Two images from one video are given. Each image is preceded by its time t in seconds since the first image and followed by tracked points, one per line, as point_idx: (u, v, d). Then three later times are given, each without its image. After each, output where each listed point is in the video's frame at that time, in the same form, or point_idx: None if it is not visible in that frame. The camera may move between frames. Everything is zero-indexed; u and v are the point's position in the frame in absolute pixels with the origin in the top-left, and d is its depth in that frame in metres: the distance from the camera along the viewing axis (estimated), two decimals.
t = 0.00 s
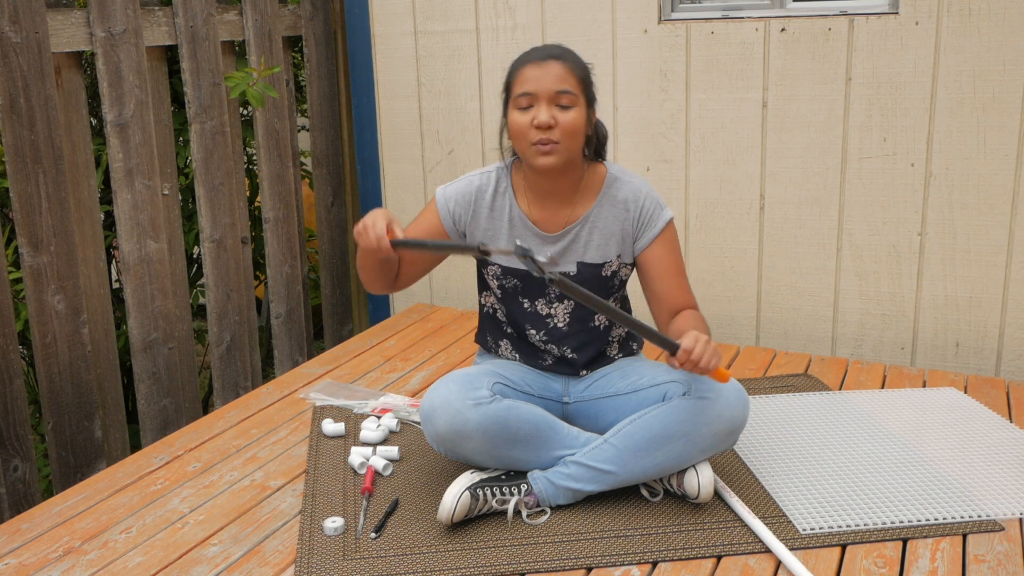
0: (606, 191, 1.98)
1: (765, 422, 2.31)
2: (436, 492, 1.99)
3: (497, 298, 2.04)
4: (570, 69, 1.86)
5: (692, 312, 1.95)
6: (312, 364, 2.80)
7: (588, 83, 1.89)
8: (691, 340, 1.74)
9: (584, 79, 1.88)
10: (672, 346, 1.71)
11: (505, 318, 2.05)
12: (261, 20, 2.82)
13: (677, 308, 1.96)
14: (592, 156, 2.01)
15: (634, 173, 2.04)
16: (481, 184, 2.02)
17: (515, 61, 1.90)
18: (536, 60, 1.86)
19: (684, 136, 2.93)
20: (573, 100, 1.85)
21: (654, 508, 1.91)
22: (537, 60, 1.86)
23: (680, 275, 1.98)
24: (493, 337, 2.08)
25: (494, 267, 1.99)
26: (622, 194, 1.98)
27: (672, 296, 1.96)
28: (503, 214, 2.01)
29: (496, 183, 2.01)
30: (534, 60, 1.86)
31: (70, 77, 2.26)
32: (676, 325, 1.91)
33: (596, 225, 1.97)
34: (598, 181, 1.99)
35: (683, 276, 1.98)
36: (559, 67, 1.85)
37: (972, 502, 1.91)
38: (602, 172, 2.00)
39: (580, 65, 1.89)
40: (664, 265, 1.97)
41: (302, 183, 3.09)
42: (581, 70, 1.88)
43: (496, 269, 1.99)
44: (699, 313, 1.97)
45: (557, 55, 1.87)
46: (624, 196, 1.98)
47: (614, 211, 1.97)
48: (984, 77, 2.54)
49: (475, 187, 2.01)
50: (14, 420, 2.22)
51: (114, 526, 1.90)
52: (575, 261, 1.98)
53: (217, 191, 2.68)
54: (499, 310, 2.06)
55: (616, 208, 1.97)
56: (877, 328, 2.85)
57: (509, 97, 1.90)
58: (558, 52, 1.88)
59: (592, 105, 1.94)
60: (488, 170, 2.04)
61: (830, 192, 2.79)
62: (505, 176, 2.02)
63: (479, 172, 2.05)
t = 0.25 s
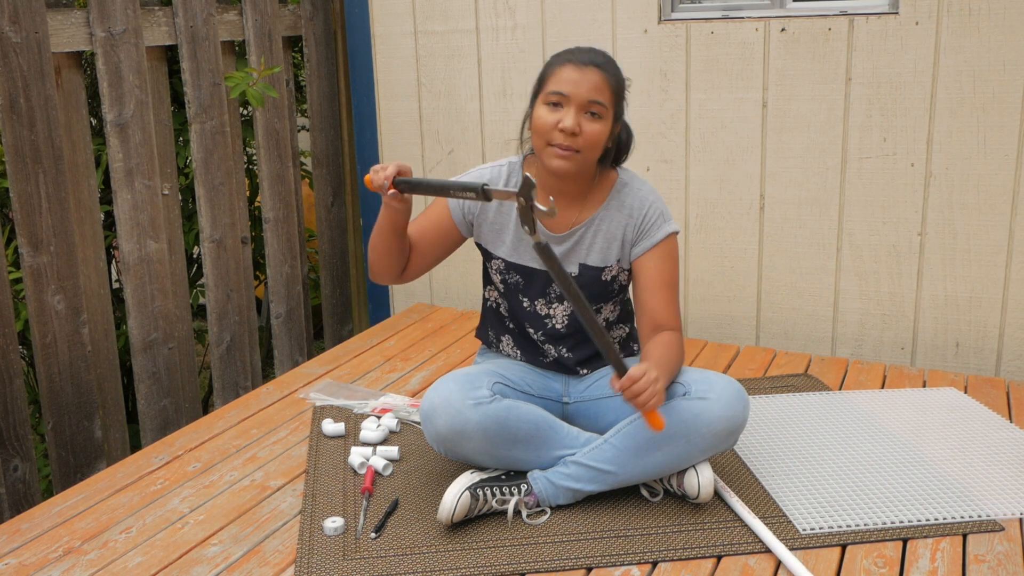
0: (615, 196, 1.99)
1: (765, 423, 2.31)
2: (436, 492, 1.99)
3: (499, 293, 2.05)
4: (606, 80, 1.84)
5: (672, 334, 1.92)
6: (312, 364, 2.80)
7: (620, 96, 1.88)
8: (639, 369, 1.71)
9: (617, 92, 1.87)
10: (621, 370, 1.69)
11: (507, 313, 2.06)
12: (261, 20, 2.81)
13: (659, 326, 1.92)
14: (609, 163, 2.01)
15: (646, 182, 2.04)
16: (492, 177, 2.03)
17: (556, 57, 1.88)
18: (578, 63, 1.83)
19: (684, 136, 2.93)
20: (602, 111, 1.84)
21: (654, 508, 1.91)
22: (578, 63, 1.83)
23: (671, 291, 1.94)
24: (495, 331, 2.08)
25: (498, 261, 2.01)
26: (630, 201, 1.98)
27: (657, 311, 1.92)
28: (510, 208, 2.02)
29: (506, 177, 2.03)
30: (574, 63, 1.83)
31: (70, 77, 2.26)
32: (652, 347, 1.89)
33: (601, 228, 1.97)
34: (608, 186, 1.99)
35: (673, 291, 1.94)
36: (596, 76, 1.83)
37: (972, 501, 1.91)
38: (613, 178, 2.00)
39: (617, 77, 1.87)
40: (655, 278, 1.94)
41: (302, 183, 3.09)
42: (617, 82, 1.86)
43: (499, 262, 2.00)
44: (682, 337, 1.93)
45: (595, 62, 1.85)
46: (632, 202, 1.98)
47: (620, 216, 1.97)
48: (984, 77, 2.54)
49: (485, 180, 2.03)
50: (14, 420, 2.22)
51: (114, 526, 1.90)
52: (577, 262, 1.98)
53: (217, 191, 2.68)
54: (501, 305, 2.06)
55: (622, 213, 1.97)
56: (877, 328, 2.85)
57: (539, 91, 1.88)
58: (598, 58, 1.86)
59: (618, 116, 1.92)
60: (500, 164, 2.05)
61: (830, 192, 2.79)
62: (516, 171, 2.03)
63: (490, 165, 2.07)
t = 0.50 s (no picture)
0: (621, 196, 1.99)
1: (765, 422, 2.31)
2: (436, 492, 1.98)
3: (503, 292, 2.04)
4: (628, 86, 1.85)
5: (675, 338, 1.91)
6: (312, 364, 2.80)
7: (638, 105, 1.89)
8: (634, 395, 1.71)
9: (636, 101, 1.88)
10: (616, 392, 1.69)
11: (509, 313, 2.06)
12: (261, 20, 2.81)
13: (662, 330, 1.92)
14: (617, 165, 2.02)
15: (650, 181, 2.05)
16: (496, 179, 2.02)
17: (582, 57, 1.89)
18: (604, 66, 1.84)
19: (684, 136, 2.93)
20: (621, 116, 1.85)
21: (654, 508, 1.91)
22: (603, 66, 1.84)
23: (676, 293, 1.94)
24: (497, 331, 2.08)
25: (501, 262, 2.00)
26: (636, 200, 1.98)
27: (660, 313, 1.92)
28: (515, 209, 2.01)
29: (511, 179, 2.02)
30: (600, 65, 1.84)
31: (70, 77, 2.26)
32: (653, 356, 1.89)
33: (607, 228, 1.97)
34: (614, 190, 1.99)
35: (679, 293, 1.94)
36: (619, 81, 1.84)
37: (972, 501, 1.91)
38: (619, 180, 2.01)
39: (639, 85, 1.88)
40: (660, 279, 1.94)
41: (302, 183, 3.09)
42: (638, 90, 1.87)
43: (504, 264, 1.99)
44: (685, 340, 1.93)
45: (619, 68, 1.86)
46: (638, 202, 1.98)
47: (625, 216, 1.98)
48: (984, 78, 2.54)
49: (490, 182, 2.02)
50: (14, 420, 2.22)
51: (114, 526, 1.90)
52: (583, 263, 1.99)
53: (217, 191, 2.68)
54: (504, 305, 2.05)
55: (629, 213, 1.98)
56: (877, 328, 2.85)
57: (561, 89, 1.88)
58: (622, 65, 1.87)
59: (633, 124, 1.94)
60: (503, 165, 2.04)
61: (830, 192, 2.79)
62: (521, 172, 2.02)
63: (493, 167, 2.05)
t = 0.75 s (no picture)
0: (619, 196, 1.99)
1: (764, 422, 2.31)
2: (436, 492, 1.98)
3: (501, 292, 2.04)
4: (626, 82, 1.85)
5: (673, 339, 1.91)
6: (312, 364, 2.80)
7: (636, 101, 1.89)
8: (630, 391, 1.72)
9: (634, 97, 1.88)
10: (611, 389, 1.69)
11: (507, 313, 2.06)
12: (261, 20, 2.81)
13: (660, 331, 1.92)
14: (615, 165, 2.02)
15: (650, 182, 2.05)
16: (495, 178, 2.03)
17: (579, 55, 1.89)
18: (602, 63, 1.85)
19: (684, 136, 2.93)
20: (620, 112, 1.85)
21: (654, 508, 1.91)
22: (601, 63, 1.85)
23: (675, 295, 1.94)
24: (496, 331, 2.08)
25: (499, 263, 2.00)
26: (635, 201, 1.98)
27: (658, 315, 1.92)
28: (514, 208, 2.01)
29: (509, 178, 2.03)
30: (598, 62, 1.85)
31: (70, 77, 2.26)
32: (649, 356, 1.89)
33: (606, 228, 1.97)
34: (614, 188, 1.99)
35: (677, 294, 1.94)
36: (617, 78, 1.84)
37: (972, 501, 1.91)
38: (618, 179, 2.01)
39: (637, 82, 1.89)
40: (659, 281, 1.94)
41: (302, 182, 3.09)
42: (636, 87, 1.88)
43: (501, 264, 2.00)
44: (683, 341, 1.93)
45: (617, 64, 1.86)
46: (637, 203, 1.98)
47: (624, 216, 1.97)
48: (984, 78, 2.54)
49: (487, 181, 2.03)
50: (14, 420, 2.22)
51: (114, 526, 1.90)
52: (581, 263, 1.98)
53: (217, 191, 2.68)
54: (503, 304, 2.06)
55: (628, 214, 1.97)
56: (877, 328, 2.85)
57: (559, 87, 1.88)
58: (619, 61, 1.87)
59: (631, 121, 1.94)
60: (501, 165, 2.05)
61: (830, 192, 2.79)
62: (519, 172, 2.02)
63: (492, 166, 2.06)
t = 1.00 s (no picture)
0: (622, 199, 1.98)
1: (764, 422, 2.31)
2: (436, 492, 1.99)
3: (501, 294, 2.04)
4: (618, 77, 1.85)
5: (672, 341, 1.93)
6: (312, 364, 2.80)
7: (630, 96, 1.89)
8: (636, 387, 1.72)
9: (628, 91, 1.88)
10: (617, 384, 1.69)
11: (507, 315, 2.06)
12: (261, 20, 2.81)
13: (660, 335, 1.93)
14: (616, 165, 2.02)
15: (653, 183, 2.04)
16: (494, 182, 2.03)
17: (568, 57, 1.90)
18: (591, 60, 1.85)
19: (684, 136, 2.93)
20: (616, 108, 1.85)
21: (654, 508, 1.91)
22: (591, 61, 1.85)
23: (675, 298, 1.95)
24: (496, 334, 2.08)
25: (500, 267, 2.01)
26: (638, 203, 1.97)
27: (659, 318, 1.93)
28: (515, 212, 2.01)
29: (509, 182, 2.03)
30: (587, 60, 1.85)
31: (70, 77, 2.26)
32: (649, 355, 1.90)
33: (608, 231, 1.96)
34: (618, 189, 1.98)
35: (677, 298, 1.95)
36: (609, 73, 1.84)
37: (972, 501, 1.91)
38: (621, 180, 2.00)
39: (628, 76, 1.89)
40: (660, 285, 1.95)
41: (302, 182, 3.09)
42: (629, 81, 1.88)
43: (502, 268, 2.01)
44: (683, 344, 1.94)
45: (607, 60, 1.86)
46: (639, 205, 1.97)
47: (627, 219, 1.97)
48: (984, 78, 2.54)
49: (487, 186, 2.03)
50: (14, 420, 2.22)
51: (114, 526, 1.90)
52: (583, 266, 1.98)
53: (217, 191, 2.68)
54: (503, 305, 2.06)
55: (630, 217, 1.97)
56: (877, 328, 2.85)
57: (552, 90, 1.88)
58: (609, 57, 1.88)
59: (628, 118, 1.94)
60: (501, 169, 2.05)
61: (830, 192, 2.79)
62: (519, 175, 2.03)
63: (491, 170, 2.06)
